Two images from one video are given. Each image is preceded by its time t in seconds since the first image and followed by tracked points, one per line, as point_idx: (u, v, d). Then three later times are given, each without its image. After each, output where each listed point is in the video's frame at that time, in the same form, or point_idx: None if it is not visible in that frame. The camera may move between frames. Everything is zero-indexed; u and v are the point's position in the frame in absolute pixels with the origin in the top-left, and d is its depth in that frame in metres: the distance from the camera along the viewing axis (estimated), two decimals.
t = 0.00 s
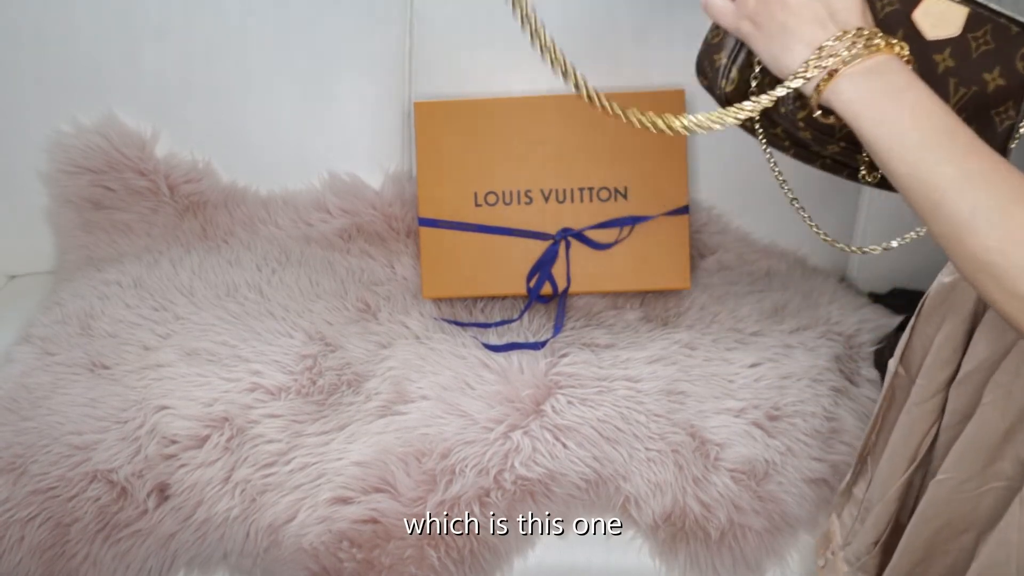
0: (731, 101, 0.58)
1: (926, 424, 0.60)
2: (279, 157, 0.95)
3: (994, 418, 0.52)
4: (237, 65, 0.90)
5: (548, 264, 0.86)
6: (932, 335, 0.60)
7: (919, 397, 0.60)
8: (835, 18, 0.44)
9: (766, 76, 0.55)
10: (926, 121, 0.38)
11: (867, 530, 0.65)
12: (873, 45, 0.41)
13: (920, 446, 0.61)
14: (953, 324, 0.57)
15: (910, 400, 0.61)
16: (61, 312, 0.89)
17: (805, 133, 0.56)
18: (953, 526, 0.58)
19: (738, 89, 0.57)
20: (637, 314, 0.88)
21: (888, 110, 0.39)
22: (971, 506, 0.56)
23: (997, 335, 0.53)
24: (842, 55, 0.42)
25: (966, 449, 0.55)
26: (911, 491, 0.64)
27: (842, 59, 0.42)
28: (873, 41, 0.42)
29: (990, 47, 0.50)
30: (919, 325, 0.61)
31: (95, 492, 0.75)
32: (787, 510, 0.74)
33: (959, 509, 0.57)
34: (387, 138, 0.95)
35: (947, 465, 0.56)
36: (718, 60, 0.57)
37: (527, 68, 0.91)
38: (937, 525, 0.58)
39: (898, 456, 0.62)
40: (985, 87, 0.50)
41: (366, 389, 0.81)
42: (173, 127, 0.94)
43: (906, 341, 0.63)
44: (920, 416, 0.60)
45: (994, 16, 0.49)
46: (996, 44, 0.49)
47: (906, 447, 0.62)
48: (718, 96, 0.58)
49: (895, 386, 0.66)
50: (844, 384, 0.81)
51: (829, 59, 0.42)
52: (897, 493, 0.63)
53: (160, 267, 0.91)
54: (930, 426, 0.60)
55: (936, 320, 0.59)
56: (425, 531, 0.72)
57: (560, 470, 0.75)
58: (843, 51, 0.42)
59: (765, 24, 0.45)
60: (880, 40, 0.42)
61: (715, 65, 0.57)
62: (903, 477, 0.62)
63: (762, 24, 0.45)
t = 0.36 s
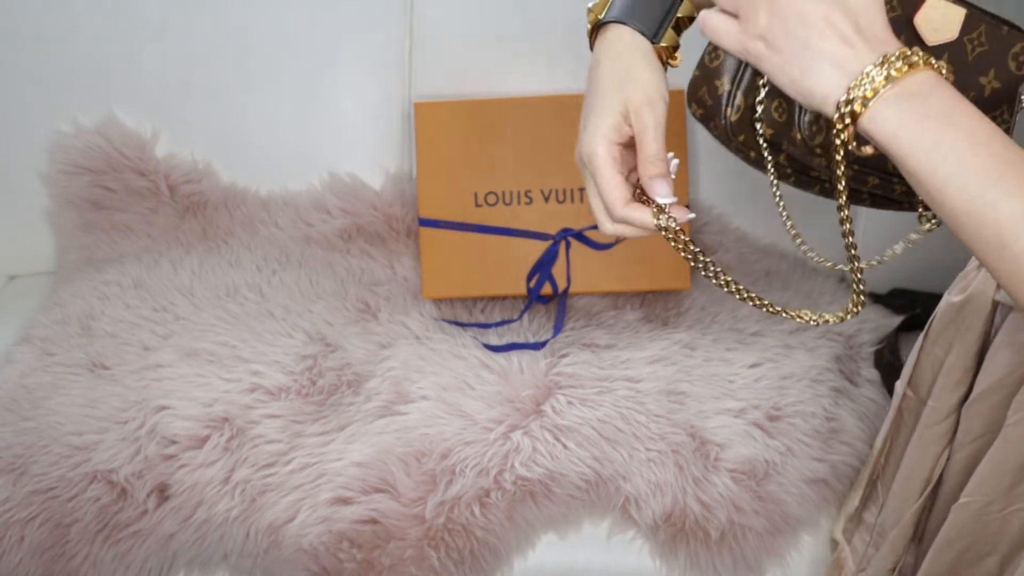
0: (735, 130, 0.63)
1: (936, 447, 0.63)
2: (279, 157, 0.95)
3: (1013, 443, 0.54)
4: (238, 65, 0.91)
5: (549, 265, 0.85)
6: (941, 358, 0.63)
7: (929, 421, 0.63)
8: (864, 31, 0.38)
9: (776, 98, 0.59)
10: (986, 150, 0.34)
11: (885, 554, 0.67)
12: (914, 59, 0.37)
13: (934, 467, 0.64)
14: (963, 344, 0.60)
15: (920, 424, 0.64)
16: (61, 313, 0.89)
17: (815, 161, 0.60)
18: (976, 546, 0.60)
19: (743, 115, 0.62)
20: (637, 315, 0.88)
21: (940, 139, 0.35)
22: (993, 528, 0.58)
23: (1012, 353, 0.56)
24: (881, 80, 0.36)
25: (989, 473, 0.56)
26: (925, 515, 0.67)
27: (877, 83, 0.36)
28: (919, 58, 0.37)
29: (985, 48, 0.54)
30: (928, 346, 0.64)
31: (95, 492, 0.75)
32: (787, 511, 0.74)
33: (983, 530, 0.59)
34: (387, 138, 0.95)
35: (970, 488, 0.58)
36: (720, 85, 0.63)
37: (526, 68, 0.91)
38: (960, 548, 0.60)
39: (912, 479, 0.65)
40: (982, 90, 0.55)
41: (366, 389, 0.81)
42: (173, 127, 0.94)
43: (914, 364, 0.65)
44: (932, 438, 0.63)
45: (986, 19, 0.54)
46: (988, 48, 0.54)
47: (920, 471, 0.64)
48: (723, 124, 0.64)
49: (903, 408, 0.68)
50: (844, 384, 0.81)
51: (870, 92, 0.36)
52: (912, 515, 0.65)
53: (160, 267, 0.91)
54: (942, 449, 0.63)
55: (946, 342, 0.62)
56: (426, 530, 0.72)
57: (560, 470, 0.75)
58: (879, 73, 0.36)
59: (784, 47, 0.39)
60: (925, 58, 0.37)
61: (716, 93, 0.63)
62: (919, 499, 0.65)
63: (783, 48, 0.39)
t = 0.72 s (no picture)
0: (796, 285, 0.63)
1: (931, 458, 0.63)
2: (280, 157, 0.95)
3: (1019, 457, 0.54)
4: (238, 65, 0.91)
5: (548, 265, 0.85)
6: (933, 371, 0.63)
7: (924, 432, 0.63)
8: (931, 178, 0.40)
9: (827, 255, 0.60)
10: None
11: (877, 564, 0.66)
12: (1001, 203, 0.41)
13: (928, 476, 0.64)
14: (955, 360, 0.61)
15: (913, 435, 0.64)
16: (61, 313, 0.88)
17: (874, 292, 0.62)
18: (980, 558, 0.59)
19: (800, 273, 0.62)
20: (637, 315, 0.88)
21: None
22: (995, 540, 0.58)
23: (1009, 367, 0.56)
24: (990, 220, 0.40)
25: (994, 484, 0.56)
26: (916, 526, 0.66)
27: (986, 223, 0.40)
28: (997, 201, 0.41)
29: (1001, 117, 0.55)
30: (919, 360, 0.65)
31: (94, 492, 0.75)
32: (787, 511, 0.73)
33: (988, 542, 0.58)
34: (387, 136, 0.94)
35: (975, 500, 0.58)
36: (770, 248, 0.62)
37: (526, 67, 0.91)
38: (967, 560, 0.59)
39: (904, 489, 0.64)
40: (1005, 159, 0.57)
41: (366, 390, 0.81)
42: (173, 127, 0.94)
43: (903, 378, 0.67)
44: (925, 450, 0.63)
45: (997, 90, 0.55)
46: (1005, 116, 0.55)
47: (915, 481, 0.64)
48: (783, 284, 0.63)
49: (895, 419, 0.68)
50: (845, 385, 0.80)
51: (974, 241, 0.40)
52: (907, 524, 0.64)
53: (160, 267, 0.91)
54: (935, 460, 0.63)
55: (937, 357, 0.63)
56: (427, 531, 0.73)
57: (561, 470, 0.75)
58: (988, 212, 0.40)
59: (847, 215, 0.41)
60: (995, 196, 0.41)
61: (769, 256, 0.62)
62: (913, 509, 0.64)
63: (848, 215, 0.41)
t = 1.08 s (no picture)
0: (833, 294, 0.61)
1: (930, 459, 0.63)
2: (280, 158, 0.94)
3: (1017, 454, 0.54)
4: (237, 64, 0.91)
5: (550, 265, 0.86)
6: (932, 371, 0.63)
7: (925, 432, 0.63)
8: (979, 202, 0.45)
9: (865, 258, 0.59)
10: None
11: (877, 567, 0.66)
12: None
13: (926, 477, 0.63)
14: (954, 360, 0.60)
15: (912, 436, 0.64)
16: (60, 313, 0.88)
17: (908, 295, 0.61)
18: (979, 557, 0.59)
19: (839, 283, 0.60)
20: (637, 315, 0.88)
21: None
22: (991, 538, 0.58)
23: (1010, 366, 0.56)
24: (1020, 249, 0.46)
25: (991, 483, 0.56)
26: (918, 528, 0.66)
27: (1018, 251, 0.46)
28: None
29: None
30: (919, 359, 0.64)
31: (94, 493, 0.75)
32: (787, 512, 0.74)
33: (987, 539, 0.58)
34: (387, 136, 0.94)
35: (971, 499, 0.58)
36: (810, 263, 0.59)
37: (525, 66, 0.91)
38: (964, 558, 0.59)
39: (903, 490, 0.65)
40: None
41: (366, 390, 0.81)
42: (172, 127, 0.93)
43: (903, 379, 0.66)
44: (924, 451, 0.63)
45: None
46: None
47: (914, 482, 0.64)
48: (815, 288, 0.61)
49: (894, 420, 0.68)
50: (845, 385, 0.80)
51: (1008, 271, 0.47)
52: (906, 526, 0.65)
53: (160, 267, 0.90)
54: (935, 460, 0.63)
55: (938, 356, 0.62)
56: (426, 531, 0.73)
57: (560, 470, 0.75)
58: None
59: (893, 233, 0.47)
60: None
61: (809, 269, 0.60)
62: (911, 511, 0.64)
63: (894, 234, 0.47)
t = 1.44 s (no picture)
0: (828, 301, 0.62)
1: (934, 452, 0.63)
2: (280, 158, 0.94)
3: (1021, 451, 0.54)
4: (237, 65, 0.91)
5: (550, 265, 0.87)
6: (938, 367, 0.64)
7: (929, 426, 0.63)
8: (960, 210, 0.44)
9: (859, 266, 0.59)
10: None
11: (880, 557, 0.66)
12: None
13: (930, 470, 0.64)
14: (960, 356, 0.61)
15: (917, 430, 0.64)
16: (60, 313, 0.88)
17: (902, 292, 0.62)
18: (981, 558, 0.59)
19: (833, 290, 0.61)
20: (637, 315, 0.88)
21: None
22: (991, 537, 0.58)
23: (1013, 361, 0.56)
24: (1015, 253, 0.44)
25: (992, 480, 0.56)
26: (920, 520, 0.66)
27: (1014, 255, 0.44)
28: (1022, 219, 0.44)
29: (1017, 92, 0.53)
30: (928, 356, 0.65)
31: (94, 493, 0.75)
32: (787, 512, 0.74)
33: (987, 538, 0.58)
34: (387, 136, 0.94)
35: (973, 495, 0.57)
36: (803, 273, 0.61)
37: (525, 66, 0.91)
38: (966, 554, 0.59)
39: (907, 481, 0.64)
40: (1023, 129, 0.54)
41: (366, 390, 0.81)
42: (172, 127, 0.93)
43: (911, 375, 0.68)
44: (929, 444, 0.63)
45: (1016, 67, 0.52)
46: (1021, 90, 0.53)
47: (916, 475, 0.64)
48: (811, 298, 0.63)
49: (902, 415, 0.69)
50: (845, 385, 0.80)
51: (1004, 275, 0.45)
52: (909, 518, 0.64)
53: (160, 268, 0.90)
54: (939, 454, 0.63)
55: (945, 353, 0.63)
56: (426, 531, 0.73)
57: (560, 470, 0.75)
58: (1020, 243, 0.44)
59: (878, 244, 0.47)
60: None
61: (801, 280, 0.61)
62: (915, 503, 0.64)
63: (878, 246, 0.47)
